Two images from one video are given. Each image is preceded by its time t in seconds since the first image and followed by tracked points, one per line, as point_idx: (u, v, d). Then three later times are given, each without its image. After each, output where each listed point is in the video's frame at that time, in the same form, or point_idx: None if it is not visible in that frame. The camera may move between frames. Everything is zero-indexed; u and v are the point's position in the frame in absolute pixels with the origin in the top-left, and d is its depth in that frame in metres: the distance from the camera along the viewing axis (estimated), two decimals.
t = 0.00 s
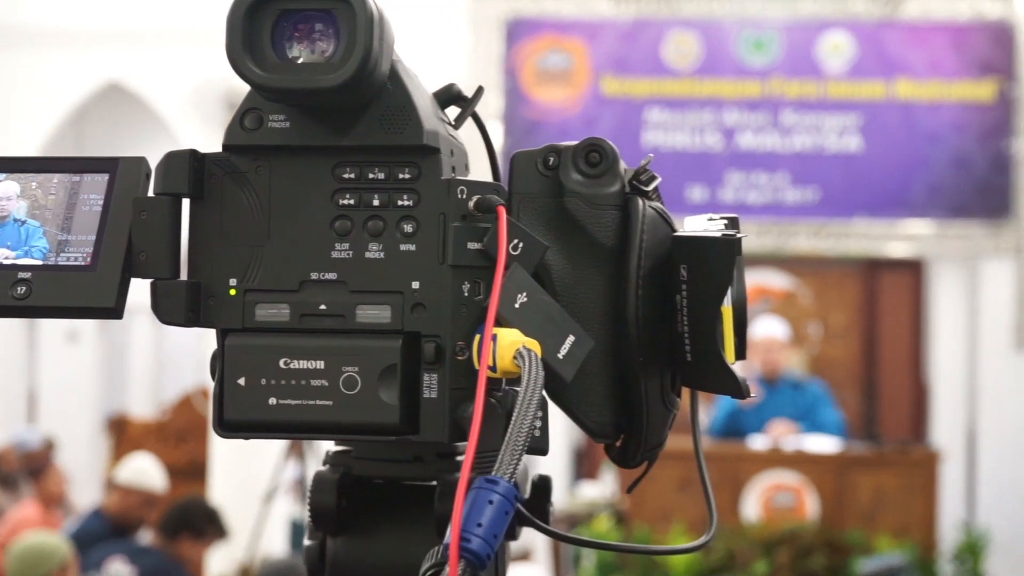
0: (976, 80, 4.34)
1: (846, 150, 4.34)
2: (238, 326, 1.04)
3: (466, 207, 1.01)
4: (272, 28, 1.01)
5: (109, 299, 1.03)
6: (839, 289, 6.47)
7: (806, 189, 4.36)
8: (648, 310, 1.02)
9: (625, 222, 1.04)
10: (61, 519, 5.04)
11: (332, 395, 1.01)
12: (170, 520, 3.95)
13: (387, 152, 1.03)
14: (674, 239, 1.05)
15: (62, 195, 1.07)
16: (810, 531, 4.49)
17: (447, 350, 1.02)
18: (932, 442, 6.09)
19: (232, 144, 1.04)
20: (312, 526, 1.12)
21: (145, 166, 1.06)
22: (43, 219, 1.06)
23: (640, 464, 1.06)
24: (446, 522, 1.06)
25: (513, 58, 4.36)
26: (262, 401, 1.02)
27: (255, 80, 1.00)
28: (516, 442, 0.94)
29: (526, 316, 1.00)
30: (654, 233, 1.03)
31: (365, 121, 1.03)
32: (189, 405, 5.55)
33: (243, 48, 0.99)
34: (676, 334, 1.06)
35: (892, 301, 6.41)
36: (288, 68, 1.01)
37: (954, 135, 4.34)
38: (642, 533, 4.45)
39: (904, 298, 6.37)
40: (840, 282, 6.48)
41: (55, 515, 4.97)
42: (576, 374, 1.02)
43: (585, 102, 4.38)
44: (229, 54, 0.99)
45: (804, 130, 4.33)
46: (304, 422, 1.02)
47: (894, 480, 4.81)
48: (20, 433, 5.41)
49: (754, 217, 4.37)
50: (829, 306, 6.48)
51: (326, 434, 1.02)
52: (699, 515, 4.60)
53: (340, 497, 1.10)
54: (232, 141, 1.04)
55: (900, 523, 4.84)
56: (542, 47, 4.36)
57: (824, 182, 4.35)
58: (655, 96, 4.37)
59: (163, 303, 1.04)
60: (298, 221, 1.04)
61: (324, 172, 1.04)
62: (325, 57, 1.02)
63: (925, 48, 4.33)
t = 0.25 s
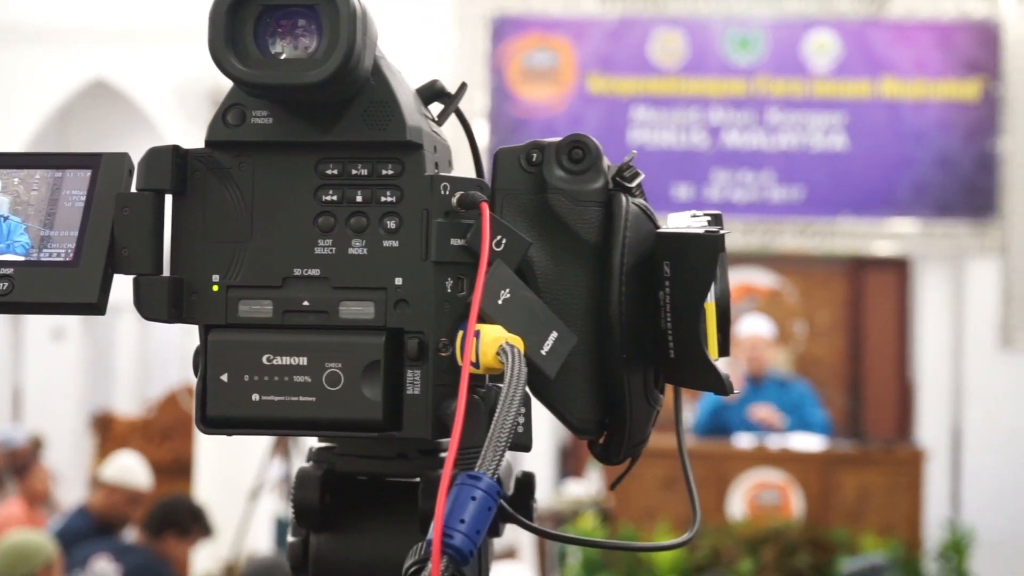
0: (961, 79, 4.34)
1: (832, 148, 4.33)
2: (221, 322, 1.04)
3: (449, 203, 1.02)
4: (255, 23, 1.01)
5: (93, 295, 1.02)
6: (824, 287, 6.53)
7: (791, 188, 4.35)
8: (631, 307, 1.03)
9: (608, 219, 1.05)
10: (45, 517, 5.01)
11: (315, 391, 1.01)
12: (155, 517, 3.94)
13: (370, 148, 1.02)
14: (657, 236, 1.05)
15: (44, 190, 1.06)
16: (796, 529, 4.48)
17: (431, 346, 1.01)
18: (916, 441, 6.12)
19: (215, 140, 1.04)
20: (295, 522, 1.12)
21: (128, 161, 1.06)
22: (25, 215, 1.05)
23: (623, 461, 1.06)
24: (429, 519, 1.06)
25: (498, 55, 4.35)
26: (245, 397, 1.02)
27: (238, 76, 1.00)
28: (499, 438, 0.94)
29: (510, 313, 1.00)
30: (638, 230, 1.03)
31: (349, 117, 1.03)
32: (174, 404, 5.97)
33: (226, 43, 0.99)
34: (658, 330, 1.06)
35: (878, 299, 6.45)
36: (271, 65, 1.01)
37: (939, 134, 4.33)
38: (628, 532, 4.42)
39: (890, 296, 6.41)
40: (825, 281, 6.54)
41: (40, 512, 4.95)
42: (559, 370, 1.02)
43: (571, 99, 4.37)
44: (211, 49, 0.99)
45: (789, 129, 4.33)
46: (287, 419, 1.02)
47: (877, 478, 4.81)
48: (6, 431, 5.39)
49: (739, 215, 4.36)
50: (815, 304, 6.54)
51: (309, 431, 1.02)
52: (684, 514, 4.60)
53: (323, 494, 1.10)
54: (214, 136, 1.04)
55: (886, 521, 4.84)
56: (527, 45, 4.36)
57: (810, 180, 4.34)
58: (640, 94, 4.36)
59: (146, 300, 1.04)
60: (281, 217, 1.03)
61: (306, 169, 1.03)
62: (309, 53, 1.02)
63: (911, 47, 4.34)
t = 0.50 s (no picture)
0: (951, 77, 4.24)
1: (822, 147, 4.22)
2: (209, 320, 1.04)
3: (438, 201, 1.02)
4: (243, 20, 1.01)
5: (81, 293, 1.02)
6: (814, 285, 6.55)
7: (781, 186, 4.25)
8: (620, 306, 1.03)
9: (597, 217, 1.05)
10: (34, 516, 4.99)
11: (303, 389, 1.01)
12: (145, 516, 3.92)
13: (359, 146, 1.02)
14: (646, 234, 1.05)
15: (33, 187, 1.06)
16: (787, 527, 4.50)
17: (419, 343, 1.01)
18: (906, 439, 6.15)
19: (203, 137, 1.04)
20: (284, 520, 1.12)
21: (116, 159, 1.06)
22: (15, 213, 1.05)
23: (612, 458, 1.06)
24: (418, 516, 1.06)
25: (488, 54, 4.24)
26: (233, 395, 1.02)
27: (226, 73, 0.99)
28: (487, 435, 0.94)
29: (499, 311, 1.00)
30: (626, 229, 1.04)
31: (337, 114, 1.02)
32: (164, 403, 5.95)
33: (214, 40, 0.99)
34: (647, 328, 1.06)
35: (869, 297, 6.51)
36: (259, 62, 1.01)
37: (930, 131, 4.23)
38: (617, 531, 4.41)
39: (880, 295, 6.48)
40: (815, 279, 6.55)
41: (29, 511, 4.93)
42: (548, 369, 1.02)
43: (561, 98, 4.25)
44: (199, 45, 0.99)
45: (779, 127, 4.22)
46: (275, 416, 1.01)
47: (868, 477, 4.87)
48: None
49: (728, 214, 4.26)
50: (805, 302, 6.55)
51: (298, 429, 1.02)
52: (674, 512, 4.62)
53: (312, 492, 1.10)
54: (202, 134, 1.04)
55: (873, 520, 4.90)
56: (517, 43, 4.23)
57: (800, 180, 4.24)
58: (630, 92, 4.24)
59: (134, 297, 1.03)
60: (269, 215, 1.03)
61: (295, 166, 1.03)
62: (297, 50, 1.02)
63: (901, 46, 4.23)
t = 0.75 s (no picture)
0: (940, 75, 4.39)
1: (812, 146, 4.37)
2: (195, 318, 1.04)
3: (424, 200, 1.02)
4: (229, 18, 1.01)
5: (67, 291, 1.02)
6: (804, 284, 6.55)
7: (770, 185, 4.40)
8: (606, 304, 1.03)
9: (583, 216, 1.05)
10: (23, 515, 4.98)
11: (290, 387, 1.01)
12: (134, 514, 3.91)
13: (345, 144, 1.02)
14: (633, 233, 1.05)
15: (18, 185, 1.05)
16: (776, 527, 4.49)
17: (405, 342, 1.01)
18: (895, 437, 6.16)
19: (189, 135, 1.03)
20: (270, 519, 1.12)
21: (102, 157, 1.06)
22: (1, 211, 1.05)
23: (598, 457, 1.06)
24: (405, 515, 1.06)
25: (480, 53, 4.42)
26: (220, 394, 1.02)
27: (212, 71, 0.99)
28: (472, 434, 0.94)
29: (484, 309, 1.00)
30: (613, 228, 1.04)
31: (323, 113, 1.02)
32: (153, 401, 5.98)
33: (200, 37, 0.99)
34: (633, 327, 1.06)
35: (859, 297, 6.51)
36: (245, 61, 1.00)
37: (920, 130, 4.37)
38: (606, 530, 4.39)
39: (870, 295, 6.49)
40: (805, 279, 6.56)
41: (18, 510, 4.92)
42: (534, 367, 1.02)
43: (551, 96, 4.40)
44: (185, 43, 0.99)
45: (769, 126, 4.37)
46: (261, 415, 1.01)
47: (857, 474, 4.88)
48: None
49: (717, 213, 4.42)
50: (794, 301, 6.55)
51: (284, 428, 1.02)
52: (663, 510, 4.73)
53: (299, 491, 1.10)
54: (188, 132, 1.03)
55: (863, 519, 4.89)
56: (506, 43, 4.41)
57: (788, 179, 4.39)
58: (619, 92, 4.39)
59: (120, 296, 1.03)
60: (256, 213, 1.03)
61: (282, 164, 1.03)
62: (283, 48, 1.02)
63: (889, 44, 4.39)
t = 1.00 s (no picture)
0: (932, 73, 4.63)
1: (803, 143, 4.59)
2: (183, 314, 1.04)
3: (412, 194, 1.01)
4: (217, 13, 1.01)
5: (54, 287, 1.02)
6: (795, 280, 6.67)
7: (762, 183, 4.61)
8: (594, 299, 1.03)
9: (572, 211, 1.05)
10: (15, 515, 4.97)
11: (279, 383, 1.01)
12: (126, 513, 3.91)
13: (333, 139, 1.02)
14: (621, 227, 1.05)
15: (6, 181, 1.06)
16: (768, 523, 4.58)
17: (394, 338, 1.01)
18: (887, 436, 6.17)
19: (177, 130, 1.03)
20: (260, 515, 1.12)
21: (89, 153, 1.05)
22: None
23: (587, 452, 1.06)
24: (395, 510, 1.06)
25: (471, 51, 4.63)
26: (207, 389, 1.02)
27: (200, 66, 0.99)
28: (460, 429, 0.94)
29: (472, 304, 1.00)
30: (602, 222, 1.04)
31: (312, 107, 1.02)
32: (145, 398, 5.99)
33: (187, 33, 0.99)
34: (622, 322, 1.05)
35: (851, 294, 6.62)
36: (233, 56, 1.00)
37: (911, 128, 4.61)
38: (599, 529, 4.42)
39: (863, 291, 6.58)
40: (796, 276, 6.68)
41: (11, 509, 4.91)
42: (522, 362, 1.02)
43: (543, 95, 4.62)
44: (172, 38, 0.99)
45: (761, 124, 4.58)
46: (249, 410, 1.01)
47: (848, 471, 4.84)
48: None
49: (711, 210, 4.62)
50: (786, 299, 6.67)
51: (272, 423, 1.02)
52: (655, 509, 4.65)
53: (289, 487, 1.10)
54: (176, 127, 1.03)
55: (854, 517, 4.86)
56: (499, 41, 4.63)
57: (780, 176, 4.61)
58: (611, 89, 4.61)
59: (107, 291, 1.03)
60: (244, 208, 1.03)
61: (269, 159, 1.03)
62: (271, 43, 1.02)
63: (881, 42, 4.62)
